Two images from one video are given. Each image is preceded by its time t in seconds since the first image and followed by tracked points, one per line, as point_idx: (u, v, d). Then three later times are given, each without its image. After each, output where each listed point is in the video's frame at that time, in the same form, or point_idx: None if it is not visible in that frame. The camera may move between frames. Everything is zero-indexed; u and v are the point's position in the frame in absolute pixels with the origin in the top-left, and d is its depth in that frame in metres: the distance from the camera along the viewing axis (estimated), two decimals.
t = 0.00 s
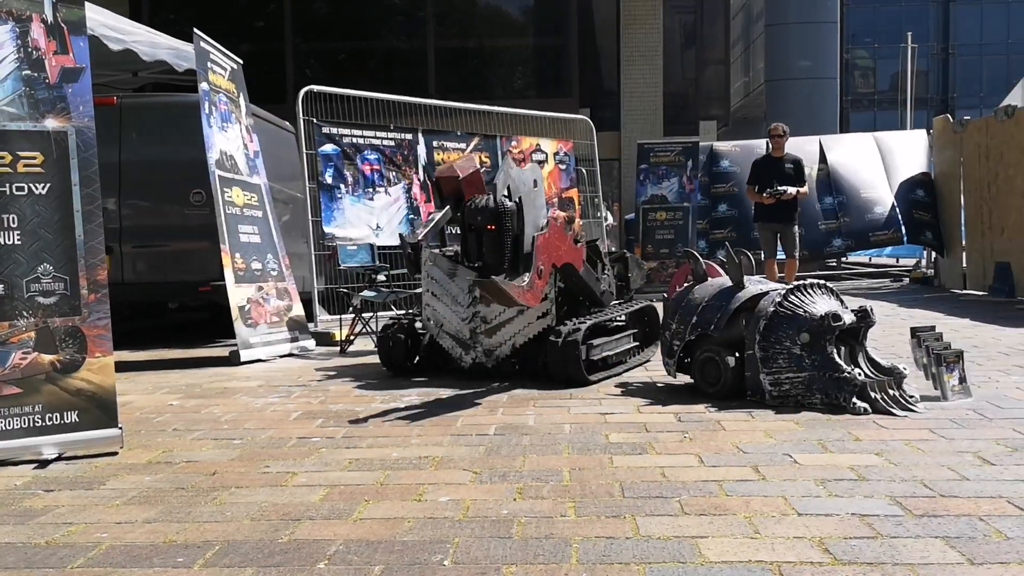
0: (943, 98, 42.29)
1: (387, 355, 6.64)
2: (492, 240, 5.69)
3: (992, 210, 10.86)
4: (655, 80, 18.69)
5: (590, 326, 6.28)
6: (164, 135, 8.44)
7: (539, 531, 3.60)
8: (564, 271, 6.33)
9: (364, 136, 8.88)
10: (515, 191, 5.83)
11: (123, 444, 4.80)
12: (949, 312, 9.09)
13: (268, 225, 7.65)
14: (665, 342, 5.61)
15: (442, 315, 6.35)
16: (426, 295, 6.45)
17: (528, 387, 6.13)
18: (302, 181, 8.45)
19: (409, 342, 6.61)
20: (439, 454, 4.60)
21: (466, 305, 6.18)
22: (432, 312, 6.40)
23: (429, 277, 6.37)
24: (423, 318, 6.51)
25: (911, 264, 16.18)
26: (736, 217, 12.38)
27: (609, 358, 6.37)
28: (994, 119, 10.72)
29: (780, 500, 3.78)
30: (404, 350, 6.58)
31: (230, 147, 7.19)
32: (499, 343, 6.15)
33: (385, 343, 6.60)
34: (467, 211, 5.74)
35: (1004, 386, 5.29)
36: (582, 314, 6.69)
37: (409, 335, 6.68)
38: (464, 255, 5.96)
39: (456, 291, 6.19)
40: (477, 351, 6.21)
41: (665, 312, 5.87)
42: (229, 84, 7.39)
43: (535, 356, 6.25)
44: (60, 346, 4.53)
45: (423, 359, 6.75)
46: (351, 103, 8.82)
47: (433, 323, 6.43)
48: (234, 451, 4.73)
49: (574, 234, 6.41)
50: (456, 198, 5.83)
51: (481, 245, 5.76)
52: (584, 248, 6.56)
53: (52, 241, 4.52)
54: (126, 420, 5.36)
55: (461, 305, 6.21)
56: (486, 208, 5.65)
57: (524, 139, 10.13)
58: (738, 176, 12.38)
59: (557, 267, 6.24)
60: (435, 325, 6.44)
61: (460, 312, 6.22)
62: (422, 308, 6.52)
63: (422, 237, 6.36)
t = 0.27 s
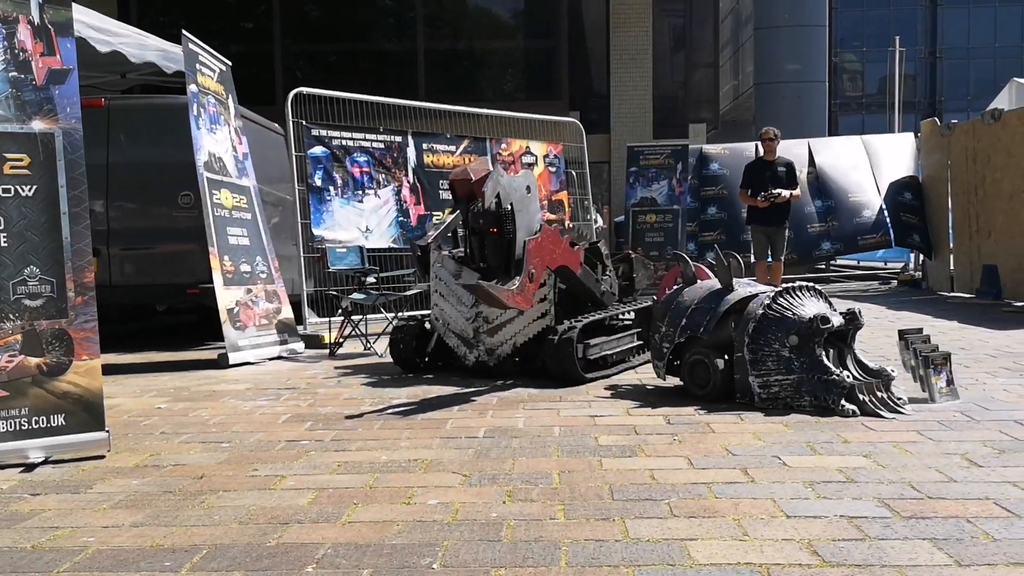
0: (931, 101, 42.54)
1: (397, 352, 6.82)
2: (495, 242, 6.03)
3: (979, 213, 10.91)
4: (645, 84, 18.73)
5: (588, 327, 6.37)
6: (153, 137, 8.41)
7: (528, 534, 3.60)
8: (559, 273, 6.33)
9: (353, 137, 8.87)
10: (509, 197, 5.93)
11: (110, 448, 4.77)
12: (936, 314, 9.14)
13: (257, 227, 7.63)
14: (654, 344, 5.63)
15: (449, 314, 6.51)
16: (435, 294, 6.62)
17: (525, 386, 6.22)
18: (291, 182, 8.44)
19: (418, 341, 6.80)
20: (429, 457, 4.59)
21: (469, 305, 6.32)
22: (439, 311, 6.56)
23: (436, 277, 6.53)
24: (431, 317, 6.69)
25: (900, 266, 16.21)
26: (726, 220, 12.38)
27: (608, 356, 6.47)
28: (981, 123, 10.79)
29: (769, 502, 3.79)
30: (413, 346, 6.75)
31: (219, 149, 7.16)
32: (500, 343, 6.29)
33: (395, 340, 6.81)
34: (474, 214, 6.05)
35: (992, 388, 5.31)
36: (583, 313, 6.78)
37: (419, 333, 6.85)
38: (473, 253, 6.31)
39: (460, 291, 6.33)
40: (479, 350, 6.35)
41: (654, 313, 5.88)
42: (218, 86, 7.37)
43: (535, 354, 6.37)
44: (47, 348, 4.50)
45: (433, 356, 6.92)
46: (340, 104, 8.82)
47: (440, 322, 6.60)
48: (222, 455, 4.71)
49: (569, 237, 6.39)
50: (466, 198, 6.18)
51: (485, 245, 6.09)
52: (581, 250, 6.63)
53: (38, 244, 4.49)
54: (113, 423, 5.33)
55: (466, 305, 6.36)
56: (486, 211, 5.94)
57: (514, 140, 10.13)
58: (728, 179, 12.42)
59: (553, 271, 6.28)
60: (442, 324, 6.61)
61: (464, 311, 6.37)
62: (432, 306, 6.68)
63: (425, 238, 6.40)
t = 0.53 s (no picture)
0: (912, 106, 42.92)
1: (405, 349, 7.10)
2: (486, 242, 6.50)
3: (959, 217, 11.00)
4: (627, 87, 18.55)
5: (582, 326, 6.53)
6: (136, 139, 8.35)
7: (511, 536, 3.59)
8: (543, 272, 6.47)
9: (336, 140, 8.85)
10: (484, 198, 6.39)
11: (90, 452, 4.72)
12: (916, 317, 9.21)
13: (240, 230, 7.59)
14: (638, 346, 5.64)
15: (449, 313, 6.78)
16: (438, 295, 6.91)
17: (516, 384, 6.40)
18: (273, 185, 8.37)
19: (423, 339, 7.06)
20: (412, 460, 4.57)
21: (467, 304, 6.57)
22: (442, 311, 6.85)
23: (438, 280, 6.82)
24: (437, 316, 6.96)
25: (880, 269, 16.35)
26: (710, 223, 12.42)
27: (602, 355, 6.61)
28: (960, 128, 10.89)
29: (751, 504, 3.80)
30: (417, 343, 7.00)
31: (201, 151, 7.12)
32: (494, 341, 6.52)
33: (401, 338, 7.08)
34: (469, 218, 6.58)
35: (972, 390, 5.35)
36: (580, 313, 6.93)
37: (425, 331, 7.11)
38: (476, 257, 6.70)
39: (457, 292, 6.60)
40: (477, 348, 6.61)
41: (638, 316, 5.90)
42: (201, 87, 7.33)
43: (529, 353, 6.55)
44: (25, 351, 4.45)
45: (440, 353, 7.17)
46: (323, 106, 8.76)
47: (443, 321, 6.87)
48: (203, 459, 4.67)
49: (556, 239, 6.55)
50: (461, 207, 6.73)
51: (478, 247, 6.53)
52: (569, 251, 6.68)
53: (17, 245, 4.44)
54: (93, 427, 5.28)
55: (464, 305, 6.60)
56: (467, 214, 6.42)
57: (498, 143, 10.15)
58: (712, 182, 12.47)
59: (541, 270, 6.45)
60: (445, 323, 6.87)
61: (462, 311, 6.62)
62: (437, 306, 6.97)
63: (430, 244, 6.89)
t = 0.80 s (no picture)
0: (888, 111, 43.35)
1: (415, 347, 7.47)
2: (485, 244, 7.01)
3: (935, 221, 11.11)
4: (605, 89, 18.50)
5: (580, 326, 6.75)
6: (113, 140, 8.28)
7: (490, 540, 3.58)
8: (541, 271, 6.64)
9: (315, 142, 8.82)
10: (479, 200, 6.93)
11: (65, 456, 4.67)
12: (892, 319, 9.30)
13: (218, 232, 7.53)
14: (617, 349, 5.66)
15: (455, 313, 7.13)
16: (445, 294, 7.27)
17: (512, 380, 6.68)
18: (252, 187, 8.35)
19: (429, 337, 7.40)
20: (391, 464, 4.55)
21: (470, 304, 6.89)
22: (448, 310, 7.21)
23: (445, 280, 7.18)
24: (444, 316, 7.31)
25: (857, 272, 16.48)
26: (688, 226, 12.50)
27: (600, 354, 6.83)
28: (936, 132, 11.01)
29: (729, 506, 3.82)
30: (425, 341, 7.36)
31: (179, 152, 7.07)
32: (495, 339, 6.87)
33: (410, 337, 7.43)
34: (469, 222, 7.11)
35: (948, 392, 5.40)
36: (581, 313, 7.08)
37: (434, 329, 7.47)
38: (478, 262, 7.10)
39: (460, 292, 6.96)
40: (478, 345, 6.96)
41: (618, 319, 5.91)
42: (178, 89, 7.27)
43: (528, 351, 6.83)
44: None
45: (449, 350, 7.50)
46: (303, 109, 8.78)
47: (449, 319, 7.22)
48: (179, 463, 4.63)
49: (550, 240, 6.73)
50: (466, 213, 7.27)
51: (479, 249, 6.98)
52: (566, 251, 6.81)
53: None
54: (68, 431, 5.22)
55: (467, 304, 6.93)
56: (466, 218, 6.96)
57: (478, 146, 10.14)
58: (691, 185, 12.56)
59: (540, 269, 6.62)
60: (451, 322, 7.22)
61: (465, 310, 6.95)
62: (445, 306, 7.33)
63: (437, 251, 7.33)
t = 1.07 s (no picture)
0: (856, 116, 43.93)
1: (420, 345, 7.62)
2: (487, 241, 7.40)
3: (901, 225, 11.27)
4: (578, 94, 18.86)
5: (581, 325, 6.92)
6: (81, 140, 8.17)
7: (459, 544, 3.57)
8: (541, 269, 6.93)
9: (285, 144, 8.75)
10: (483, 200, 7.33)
11: (27, 462, 4.58)
12: (860, 322, 9.41)
13: (186, 234, 7.45)
14: (588, 353, 5.67)
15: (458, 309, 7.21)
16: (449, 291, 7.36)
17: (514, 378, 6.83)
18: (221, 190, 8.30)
19: (434, 335, 7.55)
20: (361, 468, 4.52)
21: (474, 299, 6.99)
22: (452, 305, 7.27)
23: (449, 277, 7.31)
24: (448, 316, 7.44)
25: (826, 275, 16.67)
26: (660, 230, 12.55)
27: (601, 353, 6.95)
28: (903, 137, 11.17)
29: (699, 508, 3.83)
30: (431, 339, 7.53)
31: (146, 154, 6.99)
32: (498, 335, 6.89)
33: (416, 334, 7.62)
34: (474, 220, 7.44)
35: (913, 394, 5.47)
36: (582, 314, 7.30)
37: (438, 329, 7.59)
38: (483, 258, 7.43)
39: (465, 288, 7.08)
40: (480, 343, 6.94)
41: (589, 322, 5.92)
42: (145, 89, 7.19)
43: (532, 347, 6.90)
44: None
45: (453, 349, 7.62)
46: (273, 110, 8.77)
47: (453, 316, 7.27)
48: (146, 468, 4.57)
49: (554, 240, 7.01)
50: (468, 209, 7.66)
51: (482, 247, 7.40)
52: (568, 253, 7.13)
53: None
54: (32, 436, 5.12)
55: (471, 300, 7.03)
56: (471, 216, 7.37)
57: (450, 149, 10.15)
58: (662, 189, 12.58)
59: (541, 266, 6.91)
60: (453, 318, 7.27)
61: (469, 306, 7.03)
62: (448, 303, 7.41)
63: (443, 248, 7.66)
